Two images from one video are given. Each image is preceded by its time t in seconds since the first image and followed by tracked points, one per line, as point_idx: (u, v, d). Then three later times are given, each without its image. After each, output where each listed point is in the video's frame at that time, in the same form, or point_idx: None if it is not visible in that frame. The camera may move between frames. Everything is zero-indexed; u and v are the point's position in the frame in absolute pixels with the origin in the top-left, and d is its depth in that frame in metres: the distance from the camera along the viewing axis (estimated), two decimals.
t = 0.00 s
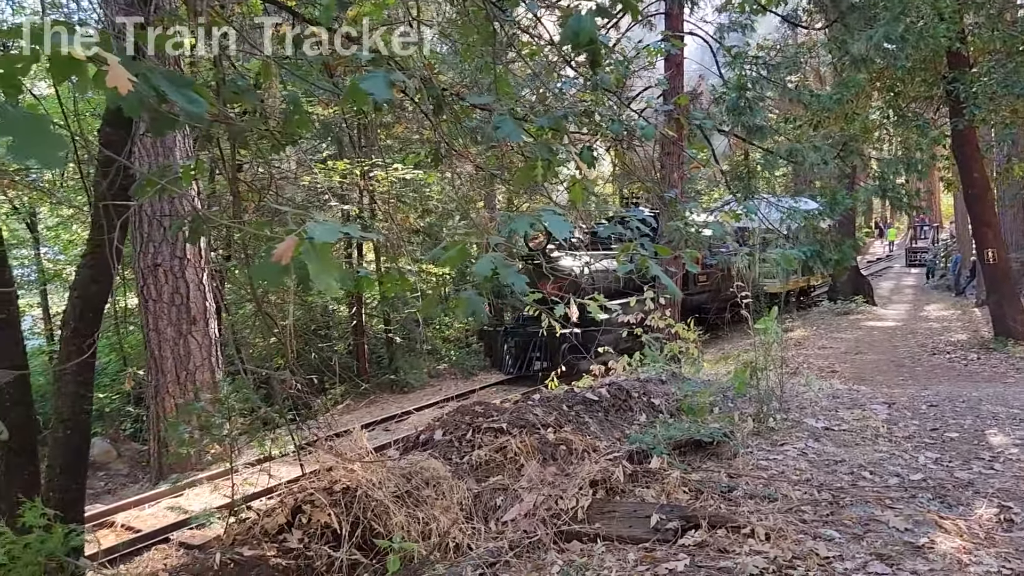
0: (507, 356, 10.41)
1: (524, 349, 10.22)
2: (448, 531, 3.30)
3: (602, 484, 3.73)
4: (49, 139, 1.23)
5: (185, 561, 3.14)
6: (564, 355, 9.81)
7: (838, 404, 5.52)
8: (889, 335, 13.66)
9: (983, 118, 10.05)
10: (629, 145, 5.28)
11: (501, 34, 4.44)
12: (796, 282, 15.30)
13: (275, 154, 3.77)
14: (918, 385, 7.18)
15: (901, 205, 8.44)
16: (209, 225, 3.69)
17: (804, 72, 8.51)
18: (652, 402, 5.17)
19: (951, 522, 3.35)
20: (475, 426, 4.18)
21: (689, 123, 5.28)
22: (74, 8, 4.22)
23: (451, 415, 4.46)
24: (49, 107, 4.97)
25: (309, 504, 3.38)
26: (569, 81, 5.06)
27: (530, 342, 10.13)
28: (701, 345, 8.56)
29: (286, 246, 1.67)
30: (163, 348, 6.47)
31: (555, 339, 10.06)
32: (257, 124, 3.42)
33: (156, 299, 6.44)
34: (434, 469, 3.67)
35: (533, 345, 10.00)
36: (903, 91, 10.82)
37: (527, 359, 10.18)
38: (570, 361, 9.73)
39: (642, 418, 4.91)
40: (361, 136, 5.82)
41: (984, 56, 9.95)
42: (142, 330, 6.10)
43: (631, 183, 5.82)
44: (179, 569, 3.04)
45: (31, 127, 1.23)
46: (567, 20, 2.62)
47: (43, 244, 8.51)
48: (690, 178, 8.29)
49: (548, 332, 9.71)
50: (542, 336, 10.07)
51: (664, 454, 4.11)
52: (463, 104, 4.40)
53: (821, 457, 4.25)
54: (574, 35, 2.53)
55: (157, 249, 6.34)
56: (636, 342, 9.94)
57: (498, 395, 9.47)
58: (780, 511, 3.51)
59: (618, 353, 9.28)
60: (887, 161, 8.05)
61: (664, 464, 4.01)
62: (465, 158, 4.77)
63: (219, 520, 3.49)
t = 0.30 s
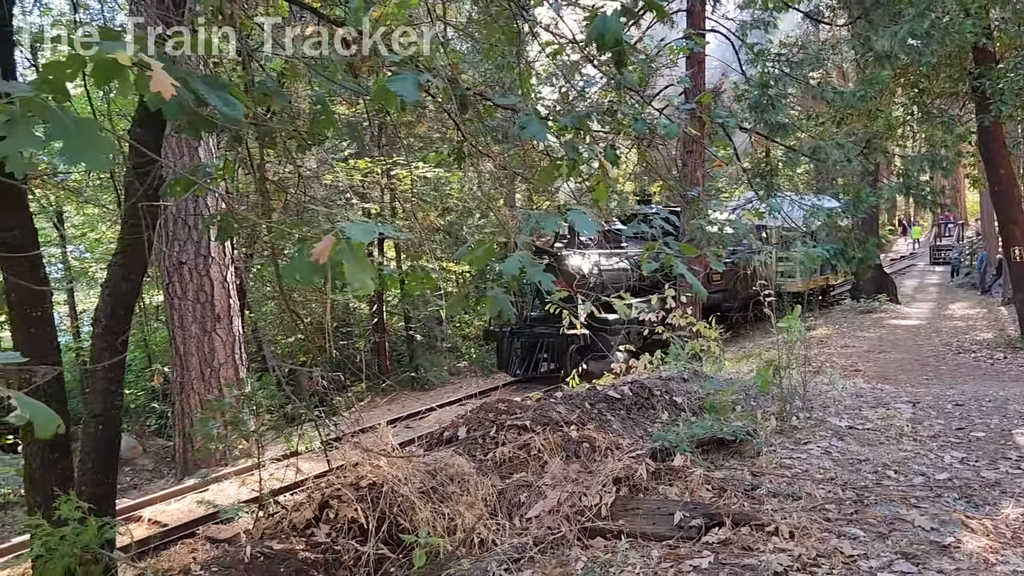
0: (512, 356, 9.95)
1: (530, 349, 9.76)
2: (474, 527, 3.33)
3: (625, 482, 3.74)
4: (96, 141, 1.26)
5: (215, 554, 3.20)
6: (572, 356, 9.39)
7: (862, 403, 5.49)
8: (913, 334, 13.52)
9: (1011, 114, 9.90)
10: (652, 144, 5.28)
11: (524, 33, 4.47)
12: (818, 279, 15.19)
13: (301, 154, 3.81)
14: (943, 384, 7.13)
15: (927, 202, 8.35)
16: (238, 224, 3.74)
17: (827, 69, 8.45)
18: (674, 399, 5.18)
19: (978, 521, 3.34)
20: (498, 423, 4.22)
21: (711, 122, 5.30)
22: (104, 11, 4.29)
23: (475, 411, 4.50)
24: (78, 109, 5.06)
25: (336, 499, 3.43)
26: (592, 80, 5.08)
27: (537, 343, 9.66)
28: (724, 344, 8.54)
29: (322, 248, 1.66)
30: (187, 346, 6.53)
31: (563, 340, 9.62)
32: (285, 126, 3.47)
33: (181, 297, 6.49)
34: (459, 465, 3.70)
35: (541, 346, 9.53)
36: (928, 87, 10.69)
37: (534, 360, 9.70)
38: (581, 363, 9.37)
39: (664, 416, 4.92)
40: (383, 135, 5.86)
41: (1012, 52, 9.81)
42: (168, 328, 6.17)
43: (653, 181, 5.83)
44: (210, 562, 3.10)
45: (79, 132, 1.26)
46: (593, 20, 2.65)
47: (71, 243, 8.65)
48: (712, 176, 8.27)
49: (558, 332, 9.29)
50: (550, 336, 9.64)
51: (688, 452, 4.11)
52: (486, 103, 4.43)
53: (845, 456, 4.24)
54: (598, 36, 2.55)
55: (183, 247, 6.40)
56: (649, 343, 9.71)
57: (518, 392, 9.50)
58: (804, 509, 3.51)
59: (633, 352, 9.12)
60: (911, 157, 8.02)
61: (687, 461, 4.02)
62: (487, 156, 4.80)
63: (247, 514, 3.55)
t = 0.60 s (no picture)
0: (518, 358, 9.63)
1: (536, 351, 9.46)
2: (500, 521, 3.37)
3: (649, 477, 3.76)
4: (145, 143, 1.30)
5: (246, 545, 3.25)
6: (579, 357, 9.04)
7: (886, 400, 5.47)
8: (937, 332, 13.38)
9: None
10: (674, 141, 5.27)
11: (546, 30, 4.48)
12: (839, 277, 15.08)
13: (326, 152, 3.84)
14: (968, 382, 7.07)
15: (952, 199, 8.26)
16: (265, 223, 3.79)
17: (850, 65, 8.38)
18: (697, 397, 5.19)
19: (1005, 519, 3.32)
20: (522, 419, 4.25)
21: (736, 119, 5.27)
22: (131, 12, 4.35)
23: (499, 407, 4.53)
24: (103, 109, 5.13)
25: (363, 492, 3.48)
26: (615, 76, 5.07)
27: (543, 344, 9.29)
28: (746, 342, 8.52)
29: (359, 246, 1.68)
30: (212, 342, 6.57)
31: (569, 341, 9.35)
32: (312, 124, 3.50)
33: (205, 294, 6.56)
34: (484, 460, 3.73)
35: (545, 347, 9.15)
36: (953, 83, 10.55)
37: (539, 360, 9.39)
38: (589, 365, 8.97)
39: (687, 413, 4.93)
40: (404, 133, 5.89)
41: None
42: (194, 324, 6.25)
43: (674, 178, 5.82)
44: (241, 553, 3.15)
45: (131, 132, 1.30)
46: (620, 17, 2.64)
47: (95, 241, 8.77)
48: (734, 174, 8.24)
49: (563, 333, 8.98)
50: (556, 337, 9.34)
51: (712, 448, 4.12)
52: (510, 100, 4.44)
53: (870, 453, 4.23)
54: (626, 34, 2.56)
55: (210, 243, 6.48)
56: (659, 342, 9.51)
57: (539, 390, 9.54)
58: (829, 506, 3.51)
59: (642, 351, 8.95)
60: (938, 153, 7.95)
61: (711, 458, 4.02)
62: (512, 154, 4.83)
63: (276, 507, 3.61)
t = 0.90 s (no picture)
0: (511, 362, 8.91)
1: (531, 352, 8.72)
2: (519, 514, 3.39)
3: (666, 472, 3.78)
4: (190, 133, 1.34)
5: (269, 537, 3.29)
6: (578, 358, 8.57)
7: (901, 398, 5.46)
8: (949, 331, 13.32)
9: None
10: (690, 138, 5.24)
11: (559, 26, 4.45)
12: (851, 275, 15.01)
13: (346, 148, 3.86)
14: (982, 380, 7.07)
15: (966, 197, 8.21)
16: (285, 219, 3.82)
17: (865, 62, 8.35)
18: (712, 393, 5.21)
19: None
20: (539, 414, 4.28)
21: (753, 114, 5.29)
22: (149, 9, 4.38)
23: (516, 402, 4.55)
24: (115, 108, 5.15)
25: (383, 485, 3.51)
26: (631, 72, 5.07)
27: (540, 344, 8.76)
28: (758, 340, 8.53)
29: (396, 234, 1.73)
30: (226, 339, 6.60)
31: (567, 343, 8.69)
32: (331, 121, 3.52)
33: (219, 291, 6.59)
34: (502, 455, 3.76)
35: (544, 347, 8.65)
36: (967, 80, 10.47)
37: (535, 363, 8.68)
38: (586, 367, 8.60)
39: (702, 409, 4.94)
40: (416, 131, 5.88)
41: None
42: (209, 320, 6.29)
43: (689, 176, 5.80)
44: (263, 545, 3.18)
45: (177, 123, 1.34)
46: (643, 13, 2.66)
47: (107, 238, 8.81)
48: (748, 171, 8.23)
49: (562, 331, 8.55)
50: (553, 338, 8.73)
51: (728, 443, 4.13)
52: (527, 96, 4.46)
53: (887, 450, 4.23)
54: (648, 30, 2.57)
55: (223, 241, 6.51)
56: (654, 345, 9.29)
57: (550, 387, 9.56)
58: (847, 501, 3.52)
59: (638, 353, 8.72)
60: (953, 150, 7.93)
61: (728, 453, 4.04)
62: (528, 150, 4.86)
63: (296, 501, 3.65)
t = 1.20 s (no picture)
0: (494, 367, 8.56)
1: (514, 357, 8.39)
2: (526, 512, 3.42)
3: (671, 471, 3.81)
4: (223, 133, 1.37)
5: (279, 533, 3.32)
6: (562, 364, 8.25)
7: (901, 397, 5.51)
8: (944, 332, 13.39)
9: None
10: (692, 141, 5.26)
11: (565, 28, 4.57)
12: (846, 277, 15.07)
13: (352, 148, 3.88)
14: (980, 380, 7.12)
15: (963, 199, 8.25)
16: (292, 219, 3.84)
17: (864, 65, 8.41)
18: (714, 393, 5.24)
19: None
20: (545, 412, 4.31)
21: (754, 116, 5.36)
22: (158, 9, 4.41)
23: (520, 401, 4.58)
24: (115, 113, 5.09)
25: (391, 483, 3.54)
26: (633, 74, 5.09)
27: (523, 349, 8.49)
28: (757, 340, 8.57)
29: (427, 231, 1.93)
30: (227, 338, 6.60)
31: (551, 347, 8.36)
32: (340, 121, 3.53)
33: (219, 290, 6.60)
34: (509, 453, 3.78)
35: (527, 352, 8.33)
36: (963, 83, 10.51)
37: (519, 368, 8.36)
38: (571, 373, 8.26)
39: (704, 409, 4.98)
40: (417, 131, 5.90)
41: None
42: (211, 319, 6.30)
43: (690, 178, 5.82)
44: (273, 541, 3.21)
45: (210, 124, 1.37)
46: (652, 14, 2.70)
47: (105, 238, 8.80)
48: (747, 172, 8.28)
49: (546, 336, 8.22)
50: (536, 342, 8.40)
51: (732, 442, 4.17)
52: (532, 98, 4.50)
53: (888, 448, 4.28)
54: (659, 31, 2.60)
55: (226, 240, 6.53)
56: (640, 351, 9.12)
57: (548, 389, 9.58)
58: (850, 498, 3.56)
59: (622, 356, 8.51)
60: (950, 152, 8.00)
61: (732, 452, 4.07)
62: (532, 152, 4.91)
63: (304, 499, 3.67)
